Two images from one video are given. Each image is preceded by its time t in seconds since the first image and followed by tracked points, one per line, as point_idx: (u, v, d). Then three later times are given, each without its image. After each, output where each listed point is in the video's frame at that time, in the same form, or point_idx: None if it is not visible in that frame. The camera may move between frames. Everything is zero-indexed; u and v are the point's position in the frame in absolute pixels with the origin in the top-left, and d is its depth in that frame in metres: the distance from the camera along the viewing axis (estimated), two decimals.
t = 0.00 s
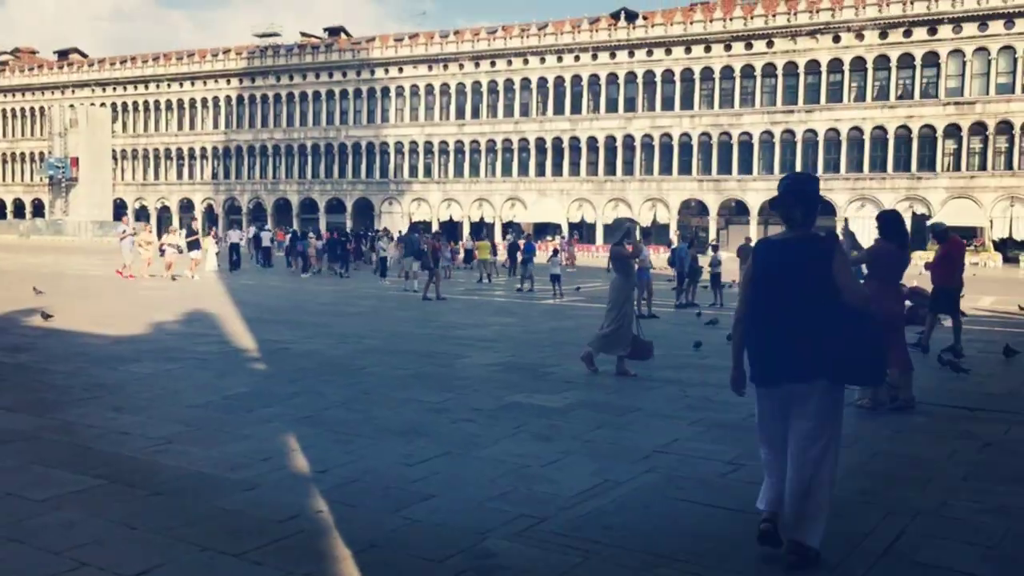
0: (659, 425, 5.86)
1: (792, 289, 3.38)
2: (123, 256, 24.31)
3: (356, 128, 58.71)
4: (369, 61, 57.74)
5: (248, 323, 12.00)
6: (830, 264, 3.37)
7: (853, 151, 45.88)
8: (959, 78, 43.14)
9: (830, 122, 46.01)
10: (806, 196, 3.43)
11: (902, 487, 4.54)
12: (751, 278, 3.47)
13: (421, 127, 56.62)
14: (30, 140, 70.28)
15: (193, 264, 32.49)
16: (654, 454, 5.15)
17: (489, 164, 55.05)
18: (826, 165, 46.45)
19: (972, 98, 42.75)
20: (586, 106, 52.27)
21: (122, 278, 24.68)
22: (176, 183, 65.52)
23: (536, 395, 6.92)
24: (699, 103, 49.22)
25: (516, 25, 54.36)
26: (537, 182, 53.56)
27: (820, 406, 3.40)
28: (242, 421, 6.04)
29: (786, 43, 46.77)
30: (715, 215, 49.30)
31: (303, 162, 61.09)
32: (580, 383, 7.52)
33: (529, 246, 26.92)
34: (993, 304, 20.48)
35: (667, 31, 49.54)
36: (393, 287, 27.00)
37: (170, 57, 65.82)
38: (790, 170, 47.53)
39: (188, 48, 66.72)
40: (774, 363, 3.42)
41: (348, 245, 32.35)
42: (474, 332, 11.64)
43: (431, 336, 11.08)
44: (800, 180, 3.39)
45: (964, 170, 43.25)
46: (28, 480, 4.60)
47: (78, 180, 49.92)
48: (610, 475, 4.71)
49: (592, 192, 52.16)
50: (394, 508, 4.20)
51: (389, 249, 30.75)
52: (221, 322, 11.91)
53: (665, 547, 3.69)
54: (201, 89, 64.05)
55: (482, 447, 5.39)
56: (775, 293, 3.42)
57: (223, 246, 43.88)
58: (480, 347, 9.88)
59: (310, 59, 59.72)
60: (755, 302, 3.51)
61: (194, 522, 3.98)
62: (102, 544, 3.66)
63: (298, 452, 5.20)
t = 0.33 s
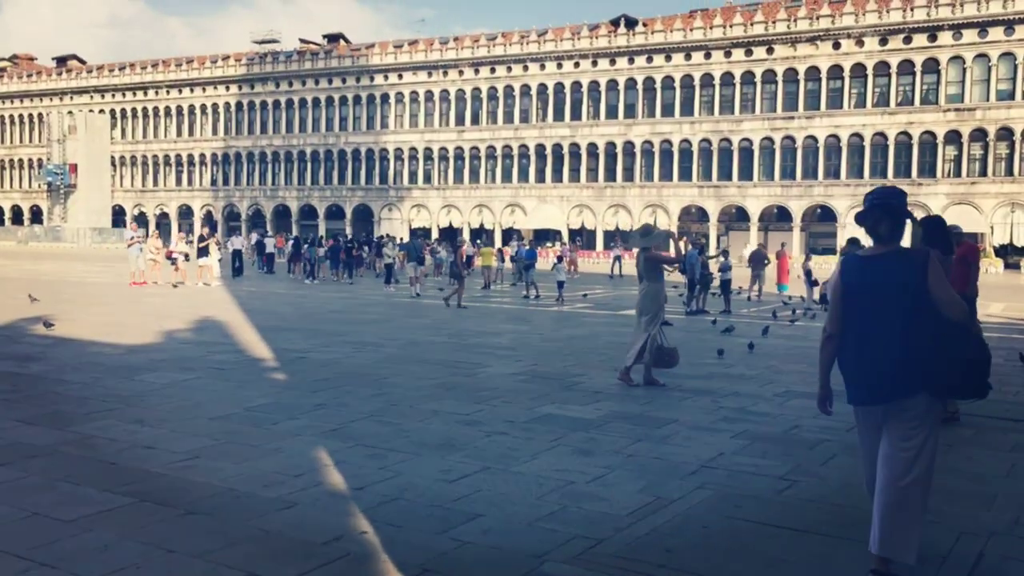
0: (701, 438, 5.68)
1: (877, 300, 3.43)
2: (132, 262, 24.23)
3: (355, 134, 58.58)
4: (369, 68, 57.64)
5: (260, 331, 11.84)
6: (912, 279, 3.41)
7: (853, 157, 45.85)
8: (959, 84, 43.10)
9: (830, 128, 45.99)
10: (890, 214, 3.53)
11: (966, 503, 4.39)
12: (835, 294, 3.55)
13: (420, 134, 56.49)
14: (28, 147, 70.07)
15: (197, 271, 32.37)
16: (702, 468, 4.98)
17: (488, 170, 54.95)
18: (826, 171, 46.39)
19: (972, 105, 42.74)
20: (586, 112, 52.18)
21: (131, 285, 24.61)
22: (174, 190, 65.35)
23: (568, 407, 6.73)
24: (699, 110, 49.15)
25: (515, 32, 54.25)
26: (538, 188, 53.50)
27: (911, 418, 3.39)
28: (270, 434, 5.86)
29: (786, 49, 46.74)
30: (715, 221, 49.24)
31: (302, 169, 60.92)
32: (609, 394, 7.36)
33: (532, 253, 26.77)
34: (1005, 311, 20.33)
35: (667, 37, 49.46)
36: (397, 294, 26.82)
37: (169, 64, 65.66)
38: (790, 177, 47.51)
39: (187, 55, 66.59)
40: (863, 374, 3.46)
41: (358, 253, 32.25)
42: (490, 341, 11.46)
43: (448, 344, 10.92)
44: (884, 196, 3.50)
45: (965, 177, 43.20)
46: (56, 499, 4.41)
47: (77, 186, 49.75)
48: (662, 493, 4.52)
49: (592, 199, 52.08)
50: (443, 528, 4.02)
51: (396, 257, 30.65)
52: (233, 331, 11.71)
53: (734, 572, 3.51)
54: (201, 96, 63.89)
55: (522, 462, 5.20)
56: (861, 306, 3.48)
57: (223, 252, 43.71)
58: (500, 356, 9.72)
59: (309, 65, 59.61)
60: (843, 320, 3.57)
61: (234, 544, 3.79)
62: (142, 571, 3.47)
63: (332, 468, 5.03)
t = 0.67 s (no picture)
0: (743, 452, 5.47)
1: (956, 305, 3.38)
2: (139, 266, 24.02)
3: (356, 138, 58.37)
4: (370, 71, 57.39)
5: (271, 337, 11.63)
6: (991, 279, 3.32)
7: (856, 160, 45.67)
8: (963, 87, 42.93)
9: (833, 131, 45.84)
10: (968, 212, 3.42)
11: None
12: (920, 296, 3.53)
13: (422, 137, 56.25)
14: (28, 150, 69.78)
15: (200, 274, 32.13)
16: (752, 485, 4.76)
17: (490, 174, 54.73)
18: (829, 175, 46.21)
19: (975, 108, 42.55)
20: (588, 116, 52.03)
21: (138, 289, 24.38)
22: (174, 194, 65.14)
23: (599, 418, 6.52)
24: (702, 113, 48.96)
25: (517, 35, 54.02)
26: (540, 192, 53.30)
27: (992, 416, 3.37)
28: (293, 448, 5.64)
29: (789, 53, 46.56)
30: (717, 226, 49.07)
31: (302, 172, 60.68)
32: (638, 403, 7.14)
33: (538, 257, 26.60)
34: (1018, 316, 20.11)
35: (669, 41, 49.28)
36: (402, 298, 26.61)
37: (170, 68, 65.42)
38: (793, 181, 47.31)
39: (187, 59, 66.39)
40: (944, 380, 3.39)
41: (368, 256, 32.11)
42: (506, 348, 11.26)
43: (464, 351, 10.71)
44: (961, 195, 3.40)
45: (968, 180, 43.00)
46: (78, 519, 4.20)
47: (77, 189, 49.55)
48: (715, 512, 4.31)
49: (594, 202, 51.94)
50: (490, 553, 3.79)
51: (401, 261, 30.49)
52: (244, 337, 11.51)
53: None
54: (201, 100, 63.64)
55: (563, 477, 5.00)
56: (939, 308, 3.43)
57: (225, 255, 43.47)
58: (519, 363, 9.52)
59: (310, 69, 59.41)
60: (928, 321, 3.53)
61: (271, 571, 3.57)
62: None
63: (363, 484, 4.81)
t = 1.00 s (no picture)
0: (788, 463, 5.25)
1: None
2: (145, 266, 23.80)
3: (356, 139, 58.11)
4: (370, 72, 57.08)
5: (281, 341, 11.40)
6: None
7: (858, 161, 45.48)
8: (964, 88, 42.78)
9: (835, 133, 45.66)
10: None
11: None
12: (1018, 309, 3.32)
13: (421, 138, 56.02)
14: (25, 151, 69.43)
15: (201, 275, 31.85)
16: (804, 500, 4.52)
17: (490, 175, 54.51)
18: (831, 176, 46.05)
19: (977, 109, 42.40)
20: (588, 117, 51.83)
21: (145, 290, 24.16)
22: (173, 195, 64.87)
23: (631, 427, 6.29)
24: (703, 114, 48.78)
25: (517, 36, 53.79)
26: (540, 193, 53.08)
27: None
28: (317, 458, 5.40)
29: (790, 54, 46.38)
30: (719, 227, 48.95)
31: (301, 173, 60.39)
32: (668, 410, 6.90)
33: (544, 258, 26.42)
34: None
35: (670, 41, 49.06)
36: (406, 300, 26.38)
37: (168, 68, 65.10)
38: (795, 182, 47.12)
39: (185, 59, 66.08)
40: None
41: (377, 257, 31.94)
42: (521, 352, 11.02)
43: (479, 355, 10.48)
44: None
45: (971, 182, 42.87)
46: (98, 537, 3.97)
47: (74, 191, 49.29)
48: (773, 529, 4.08)
49: (595, 204, 51.78)
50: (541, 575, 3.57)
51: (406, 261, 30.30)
52: (254, 341, 11.28)
53: None
54: (200, 101, 63.32)
55: (604, 490, 4.76)
56: None
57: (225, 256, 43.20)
58: (536, 367, 9.29)
59: (309, 70, 59.16)
60: None
61: None
62: None
63: (395, 498, 4.57)
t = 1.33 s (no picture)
0: (839, 478, 5.03)
1: None
2: (150, 268, 23.58)
3: (356, 141, 57.88)
4: (370, 73, 56.85)
5: (293, 347, 11.19)
6: None
7: (861, 163, 45.31)
8: (967, 90, 42.62)
9: (838, 134, 45.49)
10: None
11: None
12: None
13: (422, 140, 55.82)
14: (24, 153, 69.16)
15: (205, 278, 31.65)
16: (865, 518, 4.30)
17: (491, 177, 54.31)
18: (834, 177, 45.87)
19: (980, 110, 42.23)
20: (590, 118, 51.63)
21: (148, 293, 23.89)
22: (172, 197, 64.61)
23: (668, 437, 6.06)
24: (705, 117, 48.57)
25: (518, 37, 53.60)
26: (541, 195, 52.87)
27: None
28: (345, 472, 5.18)
29: (792, 55, 46.24)
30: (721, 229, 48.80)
31: (301, 175, 60.16)
32: (702, 419, 6.68)
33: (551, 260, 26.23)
34: None
35: (672, 43, 48.91)
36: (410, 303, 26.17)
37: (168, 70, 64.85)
38: (797, 184, 46.92)
39: (185, 61, 65.88)
40: None
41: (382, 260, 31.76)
42: (538, 357, 10.81)
43: (497, 361, 10.25)
44: None
45: (974, 183, 42.69)
46: (125, 561, 3.75)
47: (72, 194, 49.06)
48: (838, 551, 3.87)
49: (596, 205, 51.58)
50: None
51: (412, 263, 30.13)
52: (265, 347, 11.06)
53: None
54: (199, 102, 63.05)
55: (652, 506, 4.54)
56: None
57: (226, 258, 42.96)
58: (558, 374, 9.08)
59: (309, 71, 58.89)
60: None
61: None
62: None
63: (434, 517, 4.34)
